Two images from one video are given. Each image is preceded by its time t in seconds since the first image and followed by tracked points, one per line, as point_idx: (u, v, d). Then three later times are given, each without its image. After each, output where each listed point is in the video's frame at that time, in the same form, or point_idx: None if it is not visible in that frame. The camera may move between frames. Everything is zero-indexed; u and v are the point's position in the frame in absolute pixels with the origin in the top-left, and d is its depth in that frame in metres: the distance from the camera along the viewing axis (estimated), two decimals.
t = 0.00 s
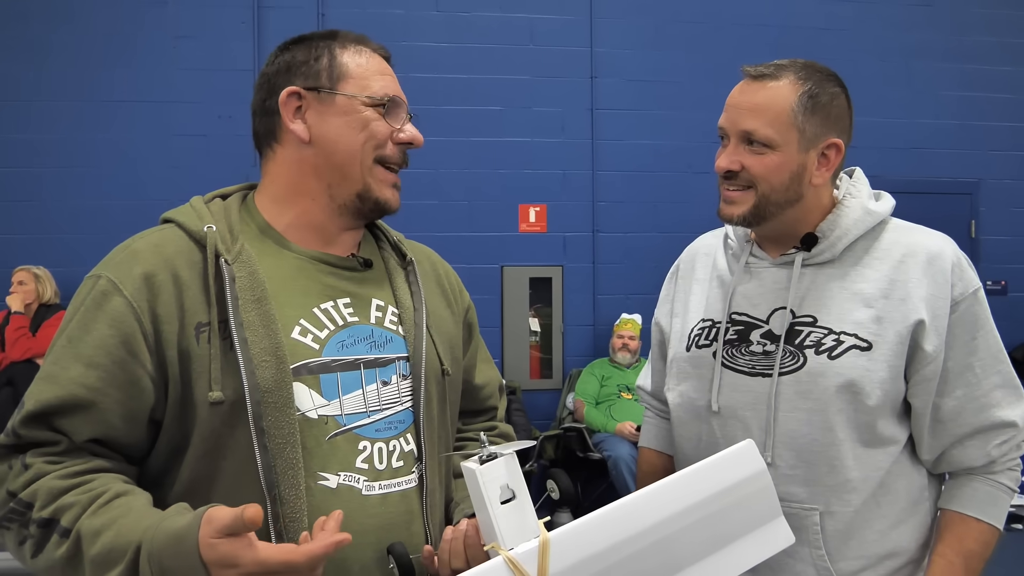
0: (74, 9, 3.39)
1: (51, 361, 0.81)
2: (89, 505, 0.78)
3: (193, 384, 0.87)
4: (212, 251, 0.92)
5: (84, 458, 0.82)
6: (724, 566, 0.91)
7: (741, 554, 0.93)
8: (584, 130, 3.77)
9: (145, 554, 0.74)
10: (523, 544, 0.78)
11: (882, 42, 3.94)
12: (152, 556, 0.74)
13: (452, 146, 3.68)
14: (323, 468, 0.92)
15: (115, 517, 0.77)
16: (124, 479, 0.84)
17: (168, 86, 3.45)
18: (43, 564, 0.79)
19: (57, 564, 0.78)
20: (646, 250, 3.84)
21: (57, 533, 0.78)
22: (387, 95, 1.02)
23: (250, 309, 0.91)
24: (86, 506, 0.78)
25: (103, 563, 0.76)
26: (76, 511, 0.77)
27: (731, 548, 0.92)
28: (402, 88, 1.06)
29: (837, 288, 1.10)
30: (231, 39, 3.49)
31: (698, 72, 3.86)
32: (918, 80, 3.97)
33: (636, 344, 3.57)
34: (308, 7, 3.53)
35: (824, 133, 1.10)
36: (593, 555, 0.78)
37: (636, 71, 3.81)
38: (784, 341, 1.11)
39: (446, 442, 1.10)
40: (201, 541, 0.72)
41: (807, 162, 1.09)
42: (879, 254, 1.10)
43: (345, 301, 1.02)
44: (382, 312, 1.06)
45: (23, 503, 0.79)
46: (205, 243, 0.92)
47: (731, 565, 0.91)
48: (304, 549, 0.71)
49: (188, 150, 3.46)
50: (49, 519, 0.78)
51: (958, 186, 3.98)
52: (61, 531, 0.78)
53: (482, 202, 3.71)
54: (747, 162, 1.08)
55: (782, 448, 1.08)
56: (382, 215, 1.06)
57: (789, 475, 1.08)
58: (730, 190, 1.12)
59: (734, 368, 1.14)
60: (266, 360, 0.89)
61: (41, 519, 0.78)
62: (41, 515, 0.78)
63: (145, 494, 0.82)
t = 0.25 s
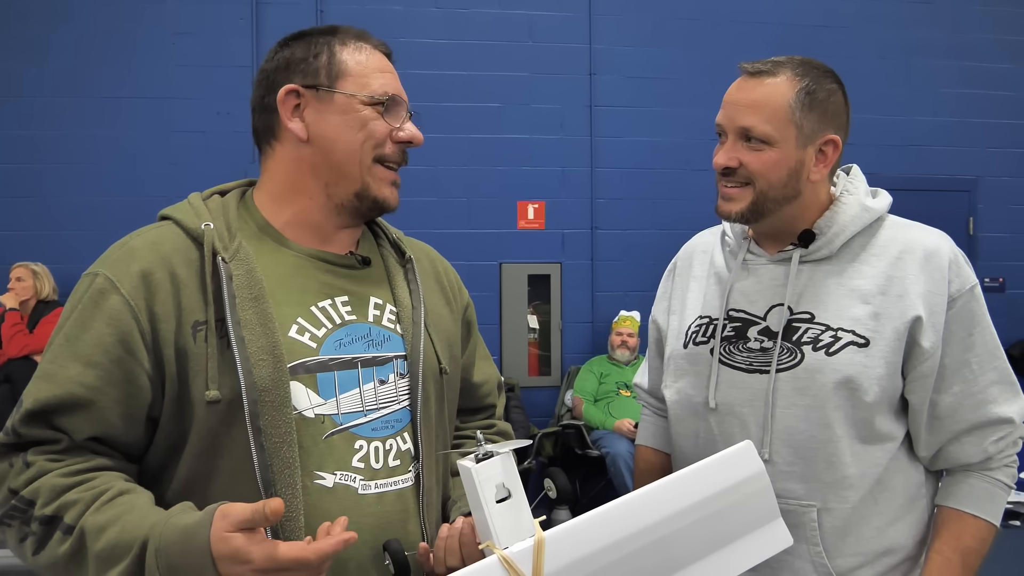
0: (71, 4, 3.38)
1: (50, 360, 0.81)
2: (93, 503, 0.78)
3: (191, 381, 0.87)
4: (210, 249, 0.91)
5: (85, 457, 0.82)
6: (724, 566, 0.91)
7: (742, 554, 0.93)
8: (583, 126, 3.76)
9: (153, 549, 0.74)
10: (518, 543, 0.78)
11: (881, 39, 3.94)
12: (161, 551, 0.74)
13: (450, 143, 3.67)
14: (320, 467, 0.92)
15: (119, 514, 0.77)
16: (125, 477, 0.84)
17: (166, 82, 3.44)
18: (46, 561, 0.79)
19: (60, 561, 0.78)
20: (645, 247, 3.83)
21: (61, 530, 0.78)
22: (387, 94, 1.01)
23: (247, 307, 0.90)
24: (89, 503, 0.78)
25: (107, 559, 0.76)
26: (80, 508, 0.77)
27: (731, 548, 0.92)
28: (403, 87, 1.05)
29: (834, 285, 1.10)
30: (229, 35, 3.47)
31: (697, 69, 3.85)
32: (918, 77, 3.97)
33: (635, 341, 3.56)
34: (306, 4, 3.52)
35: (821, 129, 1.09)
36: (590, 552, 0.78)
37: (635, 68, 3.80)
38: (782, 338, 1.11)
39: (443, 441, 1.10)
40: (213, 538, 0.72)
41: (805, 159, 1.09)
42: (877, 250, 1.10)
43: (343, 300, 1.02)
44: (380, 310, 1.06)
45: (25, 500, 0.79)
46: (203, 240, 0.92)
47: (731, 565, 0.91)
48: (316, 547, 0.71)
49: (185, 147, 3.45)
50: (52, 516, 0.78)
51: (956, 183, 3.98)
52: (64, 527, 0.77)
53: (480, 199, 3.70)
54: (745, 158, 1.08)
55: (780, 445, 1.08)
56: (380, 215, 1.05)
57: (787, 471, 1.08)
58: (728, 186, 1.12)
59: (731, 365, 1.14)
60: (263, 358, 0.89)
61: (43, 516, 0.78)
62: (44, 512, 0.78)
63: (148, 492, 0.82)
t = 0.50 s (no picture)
0: (67, 3, 3.36)
1: (44, 357, 0.80)
2: (94, 494, 0.78)
3: (183, 379, 0.86)
4: (204, 248, 0.91)
5: (82, 452, 0.82)
6: (721, 564, 0.91)
7: (739, 553, 0.93)
8: (581, 126, 3.76)
9: (162, 536, 0.75)
10: (510, 546, 0.77)
11: (878, 39, 3.94)
12: (174, 539, 0.74)
13: (448, 142, 3.66)
14: (313, 466, 0.92)
15: (122, 504, 0.77)
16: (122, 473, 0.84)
17: (163, 80, 3.43)
18: (43, 554, 0.77)
19: (58, 553, 0.77)
20: (642, 246, 3.83)
21: (60, 521, 0.77)
22: (375, 94, 0.99)
23: (241, 306, 0.90)
24: (90, 495, 0.78)
25: (109, 548, 0.76)
26: (81, 500, 0.77)
27: (728, 547, 0.92)
28: (396, 84, 1.02)
29: (830, 284, 1.09)
30: (226, 34, 3.46)
31: (695, 69, 3.85)
32: (915, 77, 3.97)
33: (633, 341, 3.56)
34: (304, 3, 3.51)
35: (817, 127, 1.09)
36: (581, 553, 0.78)
37: (633, 67, 3.80)
38: (776, 337, 1.10)
39: (438, 441, 1.10)
40: (229, 536, 0.73)
41: (801, 157, 1.08)
42: (872, 249, 1.09)
43: (337, 299, 1.01)
44: (375, 310, 1.05)
45: (22, 493, 0.78)
46: (197, 239, 0.91)
47: (727, 565, 0.92)
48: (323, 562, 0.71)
49: (182, 146, 3.44)
50: (51, 508, 0.77)
51: (954, 182, 3.98)
52: (64, 518, 0.77)
53: (478, 198, 3.70)
54: (741, 157, 1.08)
55: (774, 444, 1.08)
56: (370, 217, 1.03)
57: (782, 471, 1.07)
58: (723, 186, 1.12)
59: (726, 364, 1.13)
60: (257, 357, 0.88)
61: (42, 507, 0.77)
62: (42, 504, 0.77)
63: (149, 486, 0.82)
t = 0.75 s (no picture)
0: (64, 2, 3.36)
1: (37, 344, 0.78)
2: (85, 468, 0.75)
3: (176, 370, 0.85)
4: (200, 242, 0.90)
5: (73, 434, 0.79)
6: (718, 565, 0.91)
7: (735, 554, 0.93)
8: (579, 126, 3.75)
9: (158, 498, 0.72)
10: (503, 546, 0.77)
11: (877, 40, 3.94)
12: (169, 502, 0.71)
13: (446, 142, 3.66)
14: (305, 462, 0.91)
15: (114, 476, 0.75)
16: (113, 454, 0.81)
17: (160, 79, 3.42)
18: (31, 532, 0.73)
19: (47, 531, 0.73)
20: (640, 246, 3.83)
21: (49, 496, 0.74)
22: (335, 84, 0.97)
23: (237, 300, 0.90)
24: (82, 469, 0.75)
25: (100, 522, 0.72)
26: (72, 473, 0.74)
27: (725, 547, 0.92)
28: (365, 74, 0.99)
29: (825, 284, 1.09)
30: (224, 33, 3.45)
31: (694, 69, 3.85)
32: (913, 78, 3.97)
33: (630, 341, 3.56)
34: (302, 2, 3.50)
35: (809, 128, 1.09)
36: (574, 556, 0.78)
37: (632, 67, 3.79)
38: (771, 337, 1.10)
39: (431, 440, 1.09)
40: (235, 492, 0.71)
41: (795, 159, 1.08)
42: (867, 249, 1.09)
43: (332, 296, 1.01)
44: (370, 308, 1.05)
45: (11, 470, 0.75)
46: (194, 233, 0.91)
47: (722, 565, 0.91)
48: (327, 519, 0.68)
49: (179, 145, 3.44)
50: (41, 484, 0.74)
51: (952, 183, 3.99)
52: (55, 493, 0.74)
53: (476, 198, 3.69)
54: (736, 163, 1.08)
55: (769, 444, 1.07)
56: (334, 216, 0.99)
57: (776, 472, 1.07)
58: (720, 194, 1.12)
59: (721, 364, 1.13)
60: (250, 351, 0.88)
61: (32, 483, 0.74)
62: (32, 480, 0.74)
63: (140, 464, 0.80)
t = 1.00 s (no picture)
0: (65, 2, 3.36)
1: (32, 340, 0.77)
2: (79, 434, 0.76)
3: (169, 371, 0.85)
4: (196, 245, 0.90)
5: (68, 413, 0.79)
6: (716, 568, 0.91)
7: (733, 556, 0.93)
8: (580, 127, 3.75)
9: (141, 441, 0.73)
10: (499, 550, 0.76)
11: (877, 42, 3.94)
12: (150, 441, 0.72)
13: (447, 143, 3.66)
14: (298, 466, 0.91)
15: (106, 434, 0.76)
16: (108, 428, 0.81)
17: (161, 80, 3.42)
18: (32, 504, 0.72)
19: (47, 500, 0.73)
20: (640, 247, 3.83)
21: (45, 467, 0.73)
22: (357, 102, 0.97)
23: (231, 303, 0.90)
24: (75, 436, 0.75)
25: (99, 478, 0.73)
26: (67, 440, 0.75)
27: (722, 550, 0.92)
28: (390, 98, 0.99)
29: (821, 287, 1.09)
30: (225, 33, 3.46)
31: (694, 70, 3.85)
32: (913, 80, 3.97)
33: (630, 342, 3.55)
34: (303, 3, 3.50)
35: (807, 130, 1.09)
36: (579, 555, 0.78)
37: (632, 68, 3.79)
38: (768, 340, 1.10)
39: (424, 445, 1.09)
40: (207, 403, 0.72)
41: (791, 161, 1.08)
42: (863, 251, 1.09)
43: (328, 301, 1.01)
44: (365, 314, 1.05)
45: (6, 450, 0.74)
46: (190, 235, 0.91)
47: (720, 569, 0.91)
48: (297, 407, 0.70)
49: (180, 145, 3.44)
50: (36, 457, 0.73)
51: (953, 185, 3.98)
52: (50, 461, 0.73)
53: (476, 199, 3.69)
54: (732, 162, 1.07)
55: (766, 447, 1.07)
56: (335, 229, 0.98)
57: (774, 474, 1.06)
58: (715, 193, 1.11)
59: (717, 367, 1.13)
60: (243, 355, 0.88)
61: (27, 455, 0.73)
62: (27, 452, 0.73)
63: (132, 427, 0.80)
